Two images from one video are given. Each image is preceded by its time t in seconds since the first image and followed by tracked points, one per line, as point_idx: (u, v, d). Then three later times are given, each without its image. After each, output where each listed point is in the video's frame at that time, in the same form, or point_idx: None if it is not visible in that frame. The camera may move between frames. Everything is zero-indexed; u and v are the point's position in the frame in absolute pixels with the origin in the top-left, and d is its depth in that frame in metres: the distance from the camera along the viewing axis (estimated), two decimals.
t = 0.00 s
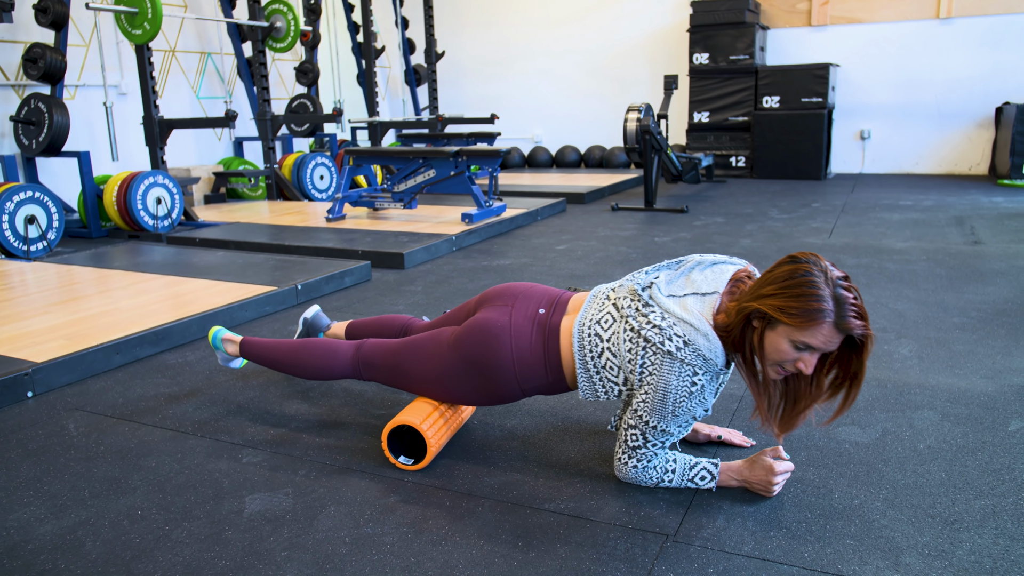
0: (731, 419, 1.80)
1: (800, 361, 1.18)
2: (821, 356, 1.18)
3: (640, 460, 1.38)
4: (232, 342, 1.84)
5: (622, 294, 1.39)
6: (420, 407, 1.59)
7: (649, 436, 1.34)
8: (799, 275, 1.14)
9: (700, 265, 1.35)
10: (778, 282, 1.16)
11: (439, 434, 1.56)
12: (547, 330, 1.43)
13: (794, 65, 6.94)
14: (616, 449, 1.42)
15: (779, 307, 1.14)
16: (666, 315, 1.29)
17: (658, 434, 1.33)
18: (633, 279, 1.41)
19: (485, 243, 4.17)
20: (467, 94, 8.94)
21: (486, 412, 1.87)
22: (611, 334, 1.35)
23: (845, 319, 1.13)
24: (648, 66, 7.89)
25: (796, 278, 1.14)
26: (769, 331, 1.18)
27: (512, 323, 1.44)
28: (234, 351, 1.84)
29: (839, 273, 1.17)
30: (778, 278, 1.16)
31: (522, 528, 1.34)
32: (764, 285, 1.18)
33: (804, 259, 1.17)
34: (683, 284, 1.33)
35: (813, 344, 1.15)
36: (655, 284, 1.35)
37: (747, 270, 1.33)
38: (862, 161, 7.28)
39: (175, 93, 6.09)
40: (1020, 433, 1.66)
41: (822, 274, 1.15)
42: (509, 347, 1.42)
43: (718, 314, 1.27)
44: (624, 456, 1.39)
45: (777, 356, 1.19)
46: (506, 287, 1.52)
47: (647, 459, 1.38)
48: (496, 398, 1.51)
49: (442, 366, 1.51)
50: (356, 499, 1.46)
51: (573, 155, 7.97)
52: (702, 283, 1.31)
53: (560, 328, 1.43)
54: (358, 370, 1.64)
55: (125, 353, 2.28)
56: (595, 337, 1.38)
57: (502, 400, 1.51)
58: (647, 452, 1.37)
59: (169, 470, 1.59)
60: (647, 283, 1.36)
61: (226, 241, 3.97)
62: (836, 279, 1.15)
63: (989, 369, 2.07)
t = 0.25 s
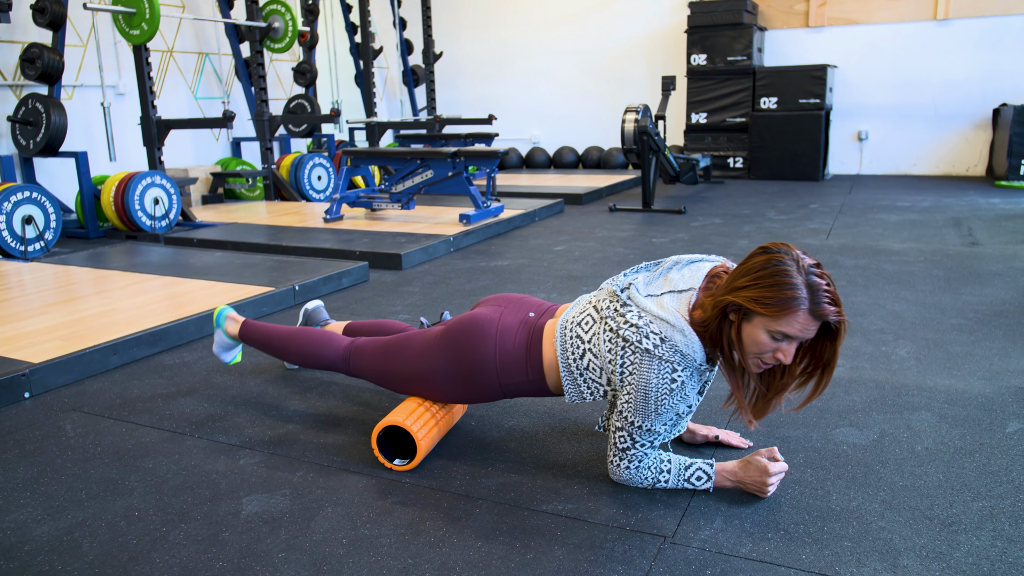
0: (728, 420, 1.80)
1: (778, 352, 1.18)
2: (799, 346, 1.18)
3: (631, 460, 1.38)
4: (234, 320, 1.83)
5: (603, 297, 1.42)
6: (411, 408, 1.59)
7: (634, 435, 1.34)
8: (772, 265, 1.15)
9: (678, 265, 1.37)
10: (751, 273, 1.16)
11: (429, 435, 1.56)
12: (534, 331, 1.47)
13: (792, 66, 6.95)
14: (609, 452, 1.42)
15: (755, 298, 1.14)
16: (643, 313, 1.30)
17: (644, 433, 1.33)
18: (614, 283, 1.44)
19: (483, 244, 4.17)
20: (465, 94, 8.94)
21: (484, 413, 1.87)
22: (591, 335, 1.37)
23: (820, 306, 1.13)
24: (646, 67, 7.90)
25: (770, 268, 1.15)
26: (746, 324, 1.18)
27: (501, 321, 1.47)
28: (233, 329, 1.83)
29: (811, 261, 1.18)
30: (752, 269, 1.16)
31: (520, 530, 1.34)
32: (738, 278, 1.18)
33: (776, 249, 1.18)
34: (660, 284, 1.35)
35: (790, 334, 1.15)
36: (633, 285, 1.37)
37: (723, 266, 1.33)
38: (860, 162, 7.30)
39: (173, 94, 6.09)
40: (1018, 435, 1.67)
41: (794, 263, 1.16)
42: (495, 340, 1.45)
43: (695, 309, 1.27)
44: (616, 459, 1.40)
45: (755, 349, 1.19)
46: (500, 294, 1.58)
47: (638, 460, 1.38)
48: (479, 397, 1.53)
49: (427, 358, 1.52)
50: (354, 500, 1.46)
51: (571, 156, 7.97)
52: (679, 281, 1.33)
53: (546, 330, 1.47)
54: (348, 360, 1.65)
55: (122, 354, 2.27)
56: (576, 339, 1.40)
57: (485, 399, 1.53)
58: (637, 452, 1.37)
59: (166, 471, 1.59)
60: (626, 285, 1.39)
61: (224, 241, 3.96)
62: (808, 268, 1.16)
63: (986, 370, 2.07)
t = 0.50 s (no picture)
0: (728, 423, 1.80)
1: (758, 350, 1.18)
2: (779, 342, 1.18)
3: (626, 463, 1.38)
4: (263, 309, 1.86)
5: (589, 302, 1.43)
6: (403, 408, 1.60)
7: (624, 435, 1.34)
8: (750, 262, 1.15)
9: (663, 269, 1.38)
10: (729, 272, 1.16)
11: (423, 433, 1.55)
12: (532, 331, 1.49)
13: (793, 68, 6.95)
14: (606, 456, 1.42)
15: (733, 297, 1.15)
16: (625, 315, 1.31)
17: (635, 433, 1.33)
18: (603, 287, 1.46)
19: (484, 246, 4.17)
20: (466, 96, 8.94)
21: (484, 415, 1.87)
22: (577, 339, 1.38)
23: (798, 302, 1.13)
24: (647, 69, 7.90)
25: (747, 266, 1.15)
26: (726, 322, 1.18)
27: (501, 319, 1.50)
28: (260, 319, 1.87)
29: (789, 257, 1.18)
30: (729, 268, 1.17)
31: (520, 532, 1.34)
32: (716, 277, 1.18)
33: (753, 247, 1.18)
34: (645, 286, 1.35)
35: (769, 331, 1.15)
36: (617, 289, 1.38)
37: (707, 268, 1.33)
38: (861, 164, 7.29)
39: (174, 95, 6.09)
40: (1019, 438, 1.66)
41: (771, 260, 1.16)
42: (492, 334, 1.47)
43: (675, 309, 1.27)
44: (612, 462, 1.40)
45: (736, 347, 1.19)
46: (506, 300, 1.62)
47: (634, 462, 1.38)
48: (473, 396, 1.54)
49: (423, 351, 1.54)
50: (354, 502, 1.46)
51: (572, 158, 7.97)
52: (662, 283, 1.33)
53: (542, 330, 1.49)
54: (354, 353, 1.66)
55: (123, 354, 2.27)
56: (563, 342, 1.40)
57: (479, 397, 1.54)
58: (630, 453, 1.37)
59: (166, 472, 1.59)
60: (610, 288, 1.39)
61: (225, 242, 3.96)
62: (785, 264, 1.16)
63: (987, 373, 2.07)
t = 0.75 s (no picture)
0: (725, 425, 1.80)
1: (747, 347, 1.18)
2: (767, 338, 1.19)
3: (621, 463, 1.38)
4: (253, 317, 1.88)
5: (578, 301, 1.42)
6: (397, 410, 1.60)
7: (618, 436, 1.34)
8: (737, 260, 1.15)
9: (651, 266, 1.36)
10: (716, 269, 1.16)
11: (418, 434, 1.56)
12: (523, 330, 1.49)
13: (790, 70, 6.96)
14: (601, 458, 1.42)
15: (720, 294, 1.15)
16: (614, 315, 1.31)
17: (628, 434, 1.32)
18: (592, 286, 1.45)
19: (481, 247, 4.17)
20: (463, 97, 8.94)
21: (481, 417, 1.87)
22: (568, 340, 1.38)
23: (785, 299, 1.14)
24: (644, 70, 7.90)
25: (734, 263, 1.15)
26: (714, 319, 1.18)
27: (492, 320, 1.50)
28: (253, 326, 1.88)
29: (775, 254, 1.18)
30: (716, 265, 1.17)
31: (516, 534, 1.34)
32: (703, 274, 1.19)
33: (740, 244, 1.18)
34: (633, 285, 1.35)
35: (757, 328, 1.15)
36: (605, 288, 1.37)
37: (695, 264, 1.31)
38: (857, 165, 7.31)
39: (171, 96, 6.09)
40: (1015, 439, 1.67)
41: (758, 257, 1.16)
42: (483, 335, 1.48)
43: (664, 306, 1.27)
44: (608, 463, 1.39)
45: (725, 344, 1.19)
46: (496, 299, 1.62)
47: (629, 463, 1.38)
48: (466, 396, 1.54)
49: (416, 352, 1.54)
50: (350, 504, 1.45)
51: (569, 159, 7.98)
52: (650, 281, 1.32)
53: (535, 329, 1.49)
54: (347, 355, 1.67)
55: (119, 356, 2.27)
56: (554, 344, 1.40)
57: (473, 398, 1.53)
58: (624, 454, 1.36)
59: (162, 474, 1.58)
60: (598, 287, 1.38)
61: (222, 243, 3.96)
62: (771, 260, 1.16)
63: (983, 374, 2.08)
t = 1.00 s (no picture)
0: (726, 427, 1.80)
1: (751, 348, 1.19)
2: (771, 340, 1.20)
3: (625, 466, 1.38)
4: (227, 331, 1.87)
5: (574, 301, 1.40)
6: (395, 414, 1.61)
7: (623, 439, 1.33)
8: (742, 263, 1.15)
9: (648, 262, 1.36)
10: (721, 273, 1.16)
11: (416, 436, 1.56)
12: (512, 336, 1.46)
13: (790, 71, 6.96)
14: (604, 460, 1.41)
15: (727, 299, 1.15)
16: (614, 318, 1.29)
17: (634, 436, 1.32)
18: (585, 284, 1.43)
19: (481, 249, 4.17)
20: (463, 99, 8.95)
21: (481, 419, 1.87)
22: (568, 343, 1.36)
23: (790, 302, 1.15)
24: (644, 71, 7.91)
25: (739, 267, 1.15)
26: (719, 322, 1.18)
27: (478, 329, 1.46)
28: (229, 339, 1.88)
29: (779, 256, 1.18)
30: (720, 269, 1.17)
31: (517, 536, 1.34)
32: (708, 279, 1.18)
33: (744, 246, 1.18)
34: (631, 283, 1.34)
35: (762, 331, 1.16)
36: (603, 288, 1.35)
37: (693, 260, 1.34)
38: (857, 166, 7.30)
39: (171, 98, 6.09)
40: (1016, 441, 1.67)
41: (762, 260, 1.16)
42: (472, 349, 1.45)
43: (666, 308, 1.27)
44: (611, 465, 1.39)
45: (730, 346, 1.20)
46: (477, 295, 1.56)
47: (633, 465, 1.38)
48: (461, 404, 1.52)
49: (407, 367, 1.52)
50: (350, 506, 1.45)
51: (569, 161, 7.98)
52: (649, 279, 1.32)
53: (524, 334, 1.45)
54: (333, 366, 1.65)
55: (119, 359, 2.27)
56: (553, 347, 1.38)
57: (466, 406, 1.52)
58: (629, 456, 1.36)
59: (162, 477, 1.58)
60: (595, 287, 1.37)
61: (222, 246, 3.96)
62: (775, 263, 1.16)
63: (984, 375, 2.08)
